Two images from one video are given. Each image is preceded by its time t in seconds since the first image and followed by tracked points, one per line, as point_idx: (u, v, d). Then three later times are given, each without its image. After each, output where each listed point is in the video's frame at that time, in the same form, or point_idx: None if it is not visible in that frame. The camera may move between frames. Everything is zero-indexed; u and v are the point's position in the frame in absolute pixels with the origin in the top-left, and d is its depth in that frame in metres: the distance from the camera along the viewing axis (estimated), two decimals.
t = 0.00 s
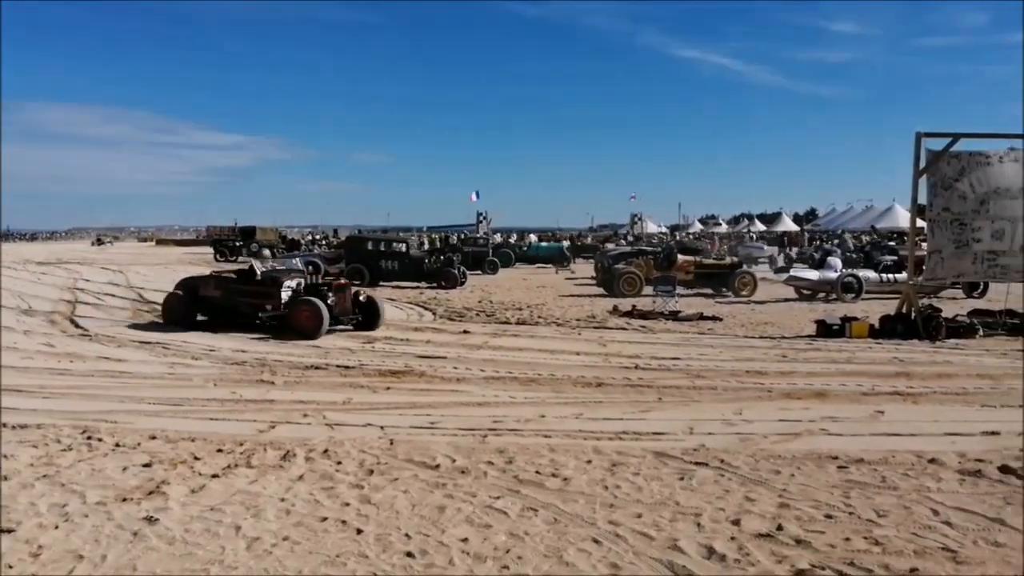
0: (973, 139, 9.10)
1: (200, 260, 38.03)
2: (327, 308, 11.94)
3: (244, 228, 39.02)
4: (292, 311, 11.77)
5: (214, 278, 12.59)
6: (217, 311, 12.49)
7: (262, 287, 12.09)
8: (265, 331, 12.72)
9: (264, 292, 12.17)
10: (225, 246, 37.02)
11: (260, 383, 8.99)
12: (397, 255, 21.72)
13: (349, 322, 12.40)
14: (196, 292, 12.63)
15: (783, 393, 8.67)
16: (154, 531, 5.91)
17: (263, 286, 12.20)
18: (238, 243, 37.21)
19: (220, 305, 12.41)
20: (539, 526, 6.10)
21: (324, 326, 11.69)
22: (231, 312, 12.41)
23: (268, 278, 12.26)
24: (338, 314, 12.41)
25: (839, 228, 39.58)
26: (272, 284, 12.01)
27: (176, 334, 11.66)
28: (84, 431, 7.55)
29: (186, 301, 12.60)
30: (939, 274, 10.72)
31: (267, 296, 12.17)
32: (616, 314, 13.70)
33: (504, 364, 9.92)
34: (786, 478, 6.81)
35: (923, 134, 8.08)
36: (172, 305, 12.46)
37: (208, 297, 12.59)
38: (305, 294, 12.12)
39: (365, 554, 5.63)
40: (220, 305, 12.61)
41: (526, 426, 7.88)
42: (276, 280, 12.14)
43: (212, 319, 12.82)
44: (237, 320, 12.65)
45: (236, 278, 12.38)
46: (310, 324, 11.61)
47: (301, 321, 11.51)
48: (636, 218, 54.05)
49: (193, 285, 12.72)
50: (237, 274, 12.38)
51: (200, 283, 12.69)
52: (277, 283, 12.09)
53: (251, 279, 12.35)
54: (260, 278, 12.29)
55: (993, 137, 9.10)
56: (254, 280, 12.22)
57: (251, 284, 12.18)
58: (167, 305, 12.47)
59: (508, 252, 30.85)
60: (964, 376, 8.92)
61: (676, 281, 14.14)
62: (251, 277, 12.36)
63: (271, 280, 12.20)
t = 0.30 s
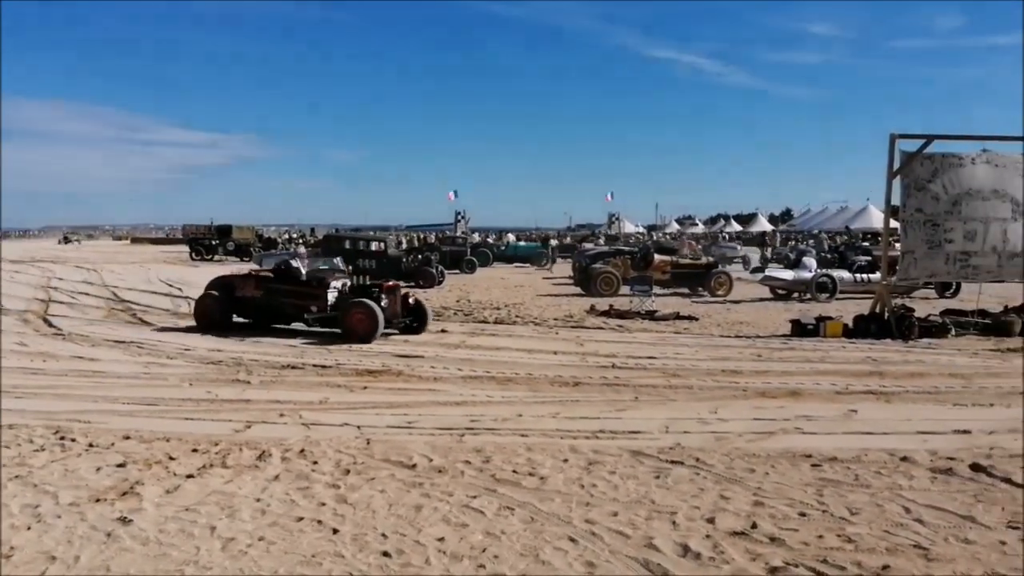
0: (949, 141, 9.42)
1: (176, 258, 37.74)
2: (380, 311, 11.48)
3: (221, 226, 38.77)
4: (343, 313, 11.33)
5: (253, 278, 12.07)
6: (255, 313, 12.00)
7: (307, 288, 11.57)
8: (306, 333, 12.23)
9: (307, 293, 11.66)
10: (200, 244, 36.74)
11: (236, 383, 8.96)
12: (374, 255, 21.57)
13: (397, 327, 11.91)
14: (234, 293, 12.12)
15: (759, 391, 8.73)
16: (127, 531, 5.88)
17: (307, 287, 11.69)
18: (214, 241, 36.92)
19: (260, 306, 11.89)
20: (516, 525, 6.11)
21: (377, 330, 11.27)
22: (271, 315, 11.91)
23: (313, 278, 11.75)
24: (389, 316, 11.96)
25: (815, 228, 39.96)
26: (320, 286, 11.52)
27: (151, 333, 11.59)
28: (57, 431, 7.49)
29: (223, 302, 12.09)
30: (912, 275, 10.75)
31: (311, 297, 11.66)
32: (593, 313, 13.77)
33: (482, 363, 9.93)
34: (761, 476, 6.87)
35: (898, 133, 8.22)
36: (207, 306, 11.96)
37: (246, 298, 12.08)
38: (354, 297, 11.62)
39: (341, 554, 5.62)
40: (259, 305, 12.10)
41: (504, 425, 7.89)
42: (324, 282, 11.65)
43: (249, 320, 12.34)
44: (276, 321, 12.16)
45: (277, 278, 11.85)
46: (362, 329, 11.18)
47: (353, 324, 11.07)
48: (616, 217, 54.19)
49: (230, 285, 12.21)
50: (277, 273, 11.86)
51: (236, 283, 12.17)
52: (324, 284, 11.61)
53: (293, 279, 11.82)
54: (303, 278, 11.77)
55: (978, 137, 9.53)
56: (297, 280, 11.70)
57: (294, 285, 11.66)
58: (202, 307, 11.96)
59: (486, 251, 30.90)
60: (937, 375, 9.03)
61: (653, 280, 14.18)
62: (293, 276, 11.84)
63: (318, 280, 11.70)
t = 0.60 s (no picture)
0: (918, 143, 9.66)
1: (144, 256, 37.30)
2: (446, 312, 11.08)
3: (191, 224, 38.38)
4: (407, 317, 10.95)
5: (301, 281, 11.54)
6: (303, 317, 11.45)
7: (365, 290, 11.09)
8: (355, 338, 11.73)
9: (362, 296, 11.17)
10: (169, 242, 36.34)
11: (205, 382, 8.90)
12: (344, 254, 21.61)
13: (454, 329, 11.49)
14: (280, 296, 11.56)
15: (727, 390, 8.81)
16: (93, 532, 5.82)
17: (363, 289, 11.20)
18: (183, 239, 36.54)
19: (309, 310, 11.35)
20: (486, 524, 6.13)
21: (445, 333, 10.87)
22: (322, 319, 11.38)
23: (369, 280, 11.27)
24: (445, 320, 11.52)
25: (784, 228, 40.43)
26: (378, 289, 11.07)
27: (118, 332, 11.46)
28: (22, 432, 7.40)
29: (268, 305, 11.54)
30: (878, 276, 10.80)
31: (367, 300, 11.17)
32: (564, 312, 13.83)
33: (453, 362, 9.94)
34: (729, 474, 6.94)
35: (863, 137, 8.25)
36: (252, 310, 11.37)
37: (293, 302, 11.53)
38: (413, 297, 11.17)
39: (310, 553, 5.60)
40: (305, 309, 11.55)
41: (474, 424, 7.91)
42: (381, 284, 11.17)
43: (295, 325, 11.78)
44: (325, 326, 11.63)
45: (328, 280, 11.34)
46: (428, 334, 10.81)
47: (419, 329, 10.71)
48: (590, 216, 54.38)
49: (276, 288, 11.66)
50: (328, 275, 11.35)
51: (281, 286, 11.63)
52: (381, 286, 11.13)
53: (346, 280, 11.31)
54: (357, 280, 11.29)
55: (956, 139, 9.86)
56: (351, 283, 11.20)
57: (349, 287, 11.16)
58: (245, 311, 11.37)
59: (458, 250, 30.93)
60: (902, 373, 9.17)
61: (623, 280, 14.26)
62: (346, 278, 11.34)
63: (374, 282, 11.23)
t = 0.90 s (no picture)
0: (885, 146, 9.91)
1: (112, 254, 36.68)
2: (510, 315, 10.80)
3: (161, 222, 37.86)
4: (470, 320, 10.68)
5: (353, 283, 11.16)
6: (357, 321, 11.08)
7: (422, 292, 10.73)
8: (410, 341, 11.39)
9: (418, 299, 10.81)
10: (138, 240, 35.82)
11: (173, 382, 8.79)
12: (318, 252, 21.47)
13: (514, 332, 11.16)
14: (331, 299, 11.17)
15: (698, 390, 8.89)
16: (58, 534, 5.73)
17: (420, 291, 10.83)
18: (152, 237, 35.98)
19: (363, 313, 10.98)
20: (458, 524, 6.13)
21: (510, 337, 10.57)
22: (377, 323, 11.02)
23: (425, 282, 10.91)
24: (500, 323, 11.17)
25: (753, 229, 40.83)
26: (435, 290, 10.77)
27: (85, 331, 11.28)
28: None
29: (319, 310, 11.13)
30: (846, 277, 10.96)
31: (424, 302, 10.82)
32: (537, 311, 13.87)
33: (426, 362, 9.91)
34: (698, 472, 7.00)
35: (836, 141, 8.37)
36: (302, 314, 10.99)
37: (344, 305, 11.15)
38: (472, 300, 10.90)
39: (280, 554, 5.56)
40: (357, 312, 11.17)
41: (447, 424, 7.90)
42: (439, 286, 10.83)
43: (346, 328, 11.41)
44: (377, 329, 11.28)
45: (380, 282, 10.97)
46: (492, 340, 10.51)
47: (484, 334, 10.44)
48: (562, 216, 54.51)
49: (326, 290, 11.27)
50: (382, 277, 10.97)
51: (329, 288, 11.24)
52: (438, 289, 10.79)
53: (400, 282, 10.95)
54: (413, 282, 10.93)
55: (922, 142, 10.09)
56: (406, 285, 10.85)
57: (405, 289, 10.80)
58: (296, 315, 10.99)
59: (431, 250, 30.84)
60: (868, 373, 9.32)
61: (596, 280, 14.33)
62: (400, 280, 10.97)
63: (430, 283, 10.88)
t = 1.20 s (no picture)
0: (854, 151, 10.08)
1: (79, 250, 35.92)
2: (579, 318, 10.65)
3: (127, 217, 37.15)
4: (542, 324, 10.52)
5: (415, 286, 10.96)
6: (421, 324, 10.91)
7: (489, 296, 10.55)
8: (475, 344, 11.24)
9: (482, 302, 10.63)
10: (106, 236, 34.98)
11: (140, 380, 8.64)
12: (290, 249, 21.15)
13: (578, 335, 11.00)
14: (392, 302, 11.00)
15: (670, 388, 8.99)
16: (21, 537, 5.59)
17: (486, 294, 10.66)
18: (120, 233, 35.21)
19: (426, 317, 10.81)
20: (431, 523, 6.11)
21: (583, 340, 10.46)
22: (440, 326, 10.85)
23: (492, 284, 10.76)
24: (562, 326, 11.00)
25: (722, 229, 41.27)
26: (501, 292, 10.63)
27: (49, 328, 11.02)
28: None
29: (380, 314, 10.96)
30: (815, 277, 11.25)
31: (490, 305, 10.67)
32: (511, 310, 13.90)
33: (399, 360, 9.86)
34: (670, 470, 7.09)
35: (808, 146, 8.49)
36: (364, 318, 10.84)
37: (406, 308, 10.98)
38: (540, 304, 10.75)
39: (250, 555, 5.50)
40: (420, 315, 10.99)
41: (422, 423, 7.87)
42: (506, 288, 10.68)
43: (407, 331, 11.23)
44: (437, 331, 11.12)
45: (444, 284, 10.78)
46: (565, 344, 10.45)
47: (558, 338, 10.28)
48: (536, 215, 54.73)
49: (386, 291, 11.07)
50: (447, 279, 10.79)
51: (390, 290, 11.06)
52: (506, 290, 10.63)
53: (464, 284, 10.77)
54: (479, 285, 10.75)
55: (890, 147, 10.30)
56: (472, 288, 10.67)
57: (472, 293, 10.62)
58: (357, 319, 10.86)
59: (407, 248, 30.68)
60: (834, 372, 9.51)
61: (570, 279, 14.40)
62: (463, 282, 10.80)
63: (497, 285, 10.74)
